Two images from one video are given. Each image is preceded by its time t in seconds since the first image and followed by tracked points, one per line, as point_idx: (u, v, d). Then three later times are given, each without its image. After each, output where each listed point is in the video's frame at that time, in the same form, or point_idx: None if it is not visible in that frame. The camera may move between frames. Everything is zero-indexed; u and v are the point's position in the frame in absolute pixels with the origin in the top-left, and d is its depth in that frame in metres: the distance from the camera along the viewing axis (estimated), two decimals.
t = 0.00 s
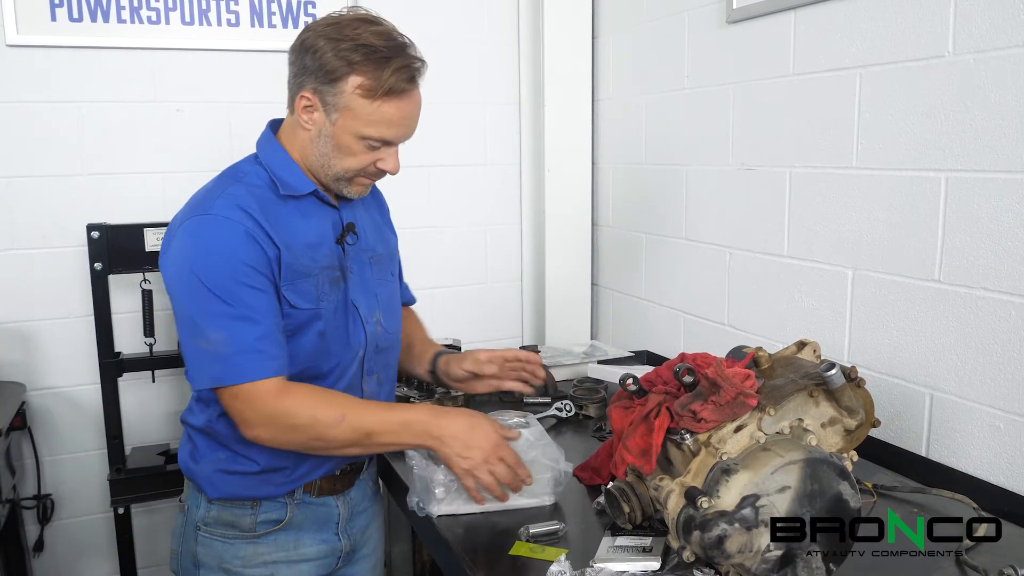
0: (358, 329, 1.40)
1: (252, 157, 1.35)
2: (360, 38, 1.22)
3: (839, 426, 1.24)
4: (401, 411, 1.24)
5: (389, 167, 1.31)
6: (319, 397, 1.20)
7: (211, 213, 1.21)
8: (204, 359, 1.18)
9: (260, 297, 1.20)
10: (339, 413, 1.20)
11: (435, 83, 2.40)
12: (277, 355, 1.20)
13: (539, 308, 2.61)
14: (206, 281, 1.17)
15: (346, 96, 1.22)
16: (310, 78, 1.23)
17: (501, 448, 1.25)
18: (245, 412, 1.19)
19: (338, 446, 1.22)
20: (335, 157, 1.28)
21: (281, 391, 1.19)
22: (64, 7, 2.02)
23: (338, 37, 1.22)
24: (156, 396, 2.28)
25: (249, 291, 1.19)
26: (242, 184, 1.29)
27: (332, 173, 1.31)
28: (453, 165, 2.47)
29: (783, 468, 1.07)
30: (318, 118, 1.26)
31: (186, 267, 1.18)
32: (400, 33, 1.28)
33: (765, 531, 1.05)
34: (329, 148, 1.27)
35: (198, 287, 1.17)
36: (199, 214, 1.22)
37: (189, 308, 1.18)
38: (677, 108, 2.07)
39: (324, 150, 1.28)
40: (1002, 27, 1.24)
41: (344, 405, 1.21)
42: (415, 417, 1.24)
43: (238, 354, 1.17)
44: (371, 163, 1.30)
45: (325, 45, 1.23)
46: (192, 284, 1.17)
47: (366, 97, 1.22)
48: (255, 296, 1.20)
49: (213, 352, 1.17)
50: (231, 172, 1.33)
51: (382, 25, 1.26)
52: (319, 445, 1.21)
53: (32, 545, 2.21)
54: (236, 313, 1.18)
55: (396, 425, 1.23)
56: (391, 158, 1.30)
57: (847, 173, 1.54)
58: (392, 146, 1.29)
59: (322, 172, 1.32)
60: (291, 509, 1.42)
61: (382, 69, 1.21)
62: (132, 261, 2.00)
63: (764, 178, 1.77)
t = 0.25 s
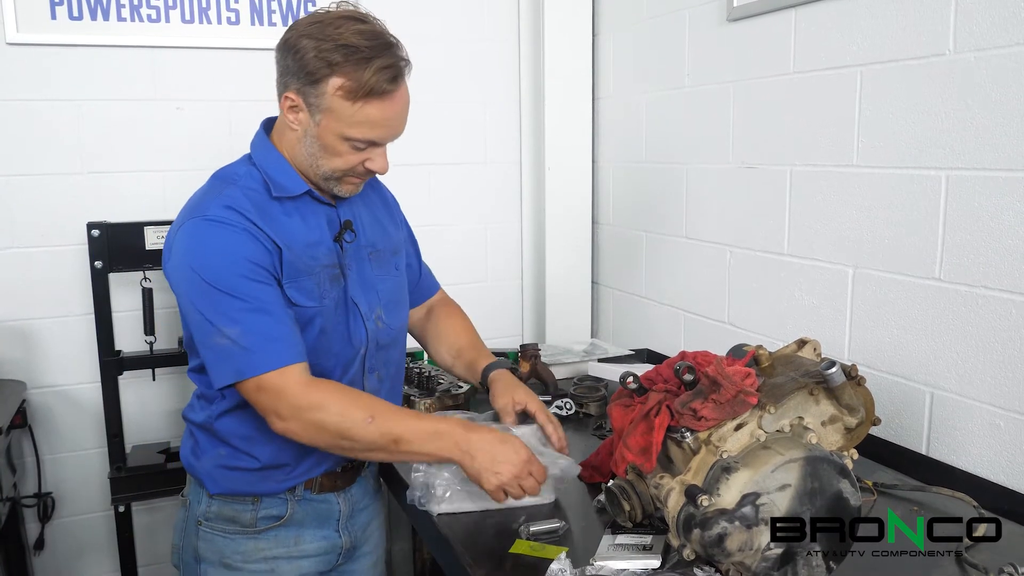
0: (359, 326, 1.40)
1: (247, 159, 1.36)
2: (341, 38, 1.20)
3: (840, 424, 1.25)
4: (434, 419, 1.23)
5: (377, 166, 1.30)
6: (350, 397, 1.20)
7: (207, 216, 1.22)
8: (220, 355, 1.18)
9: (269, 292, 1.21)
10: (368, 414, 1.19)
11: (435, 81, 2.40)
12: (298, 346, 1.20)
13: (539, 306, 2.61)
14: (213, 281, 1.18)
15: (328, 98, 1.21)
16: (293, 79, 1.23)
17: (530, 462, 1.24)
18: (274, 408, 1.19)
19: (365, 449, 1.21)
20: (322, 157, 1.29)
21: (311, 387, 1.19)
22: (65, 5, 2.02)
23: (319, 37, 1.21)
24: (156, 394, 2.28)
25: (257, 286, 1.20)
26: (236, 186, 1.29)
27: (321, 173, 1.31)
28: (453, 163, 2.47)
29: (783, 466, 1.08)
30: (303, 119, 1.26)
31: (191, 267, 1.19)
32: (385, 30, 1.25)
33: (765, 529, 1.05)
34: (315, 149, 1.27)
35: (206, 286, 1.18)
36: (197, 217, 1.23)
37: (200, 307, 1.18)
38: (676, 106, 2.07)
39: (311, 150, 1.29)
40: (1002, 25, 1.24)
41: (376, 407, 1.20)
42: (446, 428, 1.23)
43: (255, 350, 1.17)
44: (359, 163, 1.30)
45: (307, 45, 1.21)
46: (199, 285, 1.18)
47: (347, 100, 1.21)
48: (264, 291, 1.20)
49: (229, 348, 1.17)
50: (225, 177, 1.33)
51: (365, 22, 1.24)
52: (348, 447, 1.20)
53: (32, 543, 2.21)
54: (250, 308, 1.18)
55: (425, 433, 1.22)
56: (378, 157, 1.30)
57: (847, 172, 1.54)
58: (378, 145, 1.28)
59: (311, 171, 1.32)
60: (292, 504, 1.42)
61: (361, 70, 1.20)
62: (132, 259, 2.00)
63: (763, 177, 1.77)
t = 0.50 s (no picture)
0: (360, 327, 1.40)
1: (246, 158, 1.35)
2: (331, 43, 1.19)
3: (840, 421, 1.24)
4: (428, 435, 1.20)
5: (368, 172, 1.29)
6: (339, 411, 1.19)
7: (203, 223, 1.22)
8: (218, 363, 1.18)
9: (265, 300, 1.21)
10: (363, 428, 1.18)
11: (435, 78, 2.40)
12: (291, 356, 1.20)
13: (539, 303, 2.61)
14: (210, 290, 1.18)
15: (316, 103, 1.20)
16: (283, 82, 1.22)
17: (524, 458, 1.22)
18: (263, 416, 1.19)
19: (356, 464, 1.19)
20: (311, 160, 1.28)
21: (296, 399, 1.18)
22: (64, 2, 2.02)
23: (309, 41, 1.20)
24: (156, 391, 2.28)
25: (254, 294, 1.20)
26: (233, 190, 1.29)
27: (312, 176, 1.30)
28: (453, 160, 2.46)
29: (783, 463, 1.07)
30: (293, 121, 1.25)
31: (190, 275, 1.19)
32: (380, 35, 1.23)
33: (765, 526, 1.05)
34: (304, 152, 1.27)
35: (202, 296, 1.18)
36: (194, 224, 1.23)
37: (198, 315, 1.19)
38: (677, 103, 2.07)
39: (301, 154, 1.28)
40: (1003, 21, 1.24)
41: (365, 420, 1.19)
42: (440, 441, 1.21)
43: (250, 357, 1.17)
44: (349, 169, 1.28)
45: (297, 48, 1.20)
46: (195, 293, 1.18)
47: (334, 106, 1.20)
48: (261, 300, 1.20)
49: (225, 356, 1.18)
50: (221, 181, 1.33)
51: (357, 26, 1.22)
52: (335, 460, 1.19)
53: (33, 539, 2.21)
54: (247, 318, 1.19)
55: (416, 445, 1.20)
56: (368, 164, 1.28)
57: (847, 169, 1.54)
58: (368, 151, 1.27)
59: (303, 174, 1.32)
60: (294, 502, 1.42)
61: (350, 77, 1.18)
62: (133, 256, 2.00)
63: (764, 174, 1.77)
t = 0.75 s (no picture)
0: (356, 327, 1.40)
1: (246, 154, 1.35)
2: (330, 45, 1.18)
3: (840, 418, 1.25)
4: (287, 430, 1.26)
5: (366, 174, 1.29)
6: (218, 410, 1.24)
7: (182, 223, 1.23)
8: (143, 364, 1.23)
9: (213, 316, 1.22)
10: (224, 432, 1.23)
11: (435, 75, 2.40)
12: (210, 374, 1.24)
13: (539, 300, 2.61)
14: (171, 295, 1.20)
15: (313, 105, 1.20)
16: (281, 83, 1.21)
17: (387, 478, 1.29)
18: (152, 416, 1.26)
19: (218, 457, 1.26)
20: (309, 161, 1.27)
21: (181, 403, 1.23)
22: None
23: (307, 43, 1.19)
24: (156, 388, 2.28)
25: (206, 309, 1.21)
26: (225, 188, 1.29)
27: (310, 176, 1.30)
28: (452, 157, 2.46)
29: (783, 460, 1.07)
30: (290, 123, 1.25)
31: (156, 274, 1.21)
32: (378, 38, 1.23)
33: (765, 523, 1.05)
34: (302, 153, 1.26)
35: (157, 300, 1.20)
36: (177, 222, 1.24)
37: (155, 316, 1.21)
38: (677, 100, 2.07)
39: (298, 155, 1.27)
40: (1004, 18, 1.24)
41: (237, 424, 1.24)
42: (299, 437, 1.27)
43: (167, 370, 1.21)
44: (347, 170, 1.28)
45: (295, 50, 1.19)
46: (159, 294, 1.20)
47: (332, 109, 1.19)
48: (213, 314, 1.22)
49: (150, 360, 1.22)
50: (221, 174, 1.33)
51: (356, 29, 1.21)
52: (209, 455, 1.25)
53: (34, 536, 2.21)
54: (189, 330, 1.21)
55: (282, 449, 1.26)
56: (367, 165, 1.28)
57: (848, 166, 1.54)
58: (367, 153, 1.26)
59: (300, 174, 1.31)
60: (303, 500, 1.43)
61: (348, 80, 1.18)
62: (133, 253, 2.00)
63: (764, 171, 1.77)
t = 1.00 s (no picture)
0: (341, 328, 1.39)
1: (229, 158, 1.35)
2: (298, 50, 1.17)
3: (840, 415, 1.25)
4: (308, 428, 1.28)
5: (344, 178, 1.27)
6: (237, 414, 1.26)
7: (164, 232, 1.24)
8: (143, 374, 1.25)
9: (204, 320, 1.23)
10: (253, 435, 1.26)
11: (435, 72, 2.40)
12: (206, 381, 1.25)
13: (539, 298, 2.61)
14: (158, 303, 1.21)
15: (284, 111, 1.19)
16: (253, 90, 1.21)
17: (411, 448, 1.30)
18: (171, 428, 1.27)
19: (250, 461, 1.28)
20: (286, 166, 1.27)
21: (202, 410, 1.25)
22: None
23: (276, 49, 1.18)
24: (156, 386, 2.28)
25: (192, 315, 1.23)
26: (206, 194, 1.29)
27: (290, 181, 1.29)
28: (452, 155, 2.46)
29: (783, 457, 1.07)
30: (265, 129, 1.24)
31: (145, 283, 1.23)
32: (351, 40, 1.21)
33: (765, 520, 1.05)
34: (279, 157, 1.26)
35: (149, 308, 1.22)
36: (160, 230, 1.25)
37: (146, 324, 1.23)
38: (676, 98, 2.07)
39: (277, 160, 1.27)
40: (1004, 15, 1.24)
41: (261, 426, 1.26)
42: (323, 434, 1.28)
43: (167, 378, 1.23)
44: (324, 174, 1.27)
45: (265, 56, 1.19)
46: (147, 302, 1.22)
47: (301, 114, 1.18)
48: (197, 322, 1.23)
49: (149, 369, 1.24)
50: (204, 179, 1.34)
51: (325, 32, 1.19)
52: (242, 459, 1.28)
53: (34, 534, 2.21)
54: (184, 335, 1.23)
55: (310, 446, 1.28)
56: (344, 169, 1.26)
57: (848, 163, 1.54)
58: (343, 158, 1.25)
59: (281, 179, 1.31)
60: (287, 495, 1.42)
61: (316, 85, 1.16)
62: (133, 250, 2.00)
63: (764, 168, 1.77)
